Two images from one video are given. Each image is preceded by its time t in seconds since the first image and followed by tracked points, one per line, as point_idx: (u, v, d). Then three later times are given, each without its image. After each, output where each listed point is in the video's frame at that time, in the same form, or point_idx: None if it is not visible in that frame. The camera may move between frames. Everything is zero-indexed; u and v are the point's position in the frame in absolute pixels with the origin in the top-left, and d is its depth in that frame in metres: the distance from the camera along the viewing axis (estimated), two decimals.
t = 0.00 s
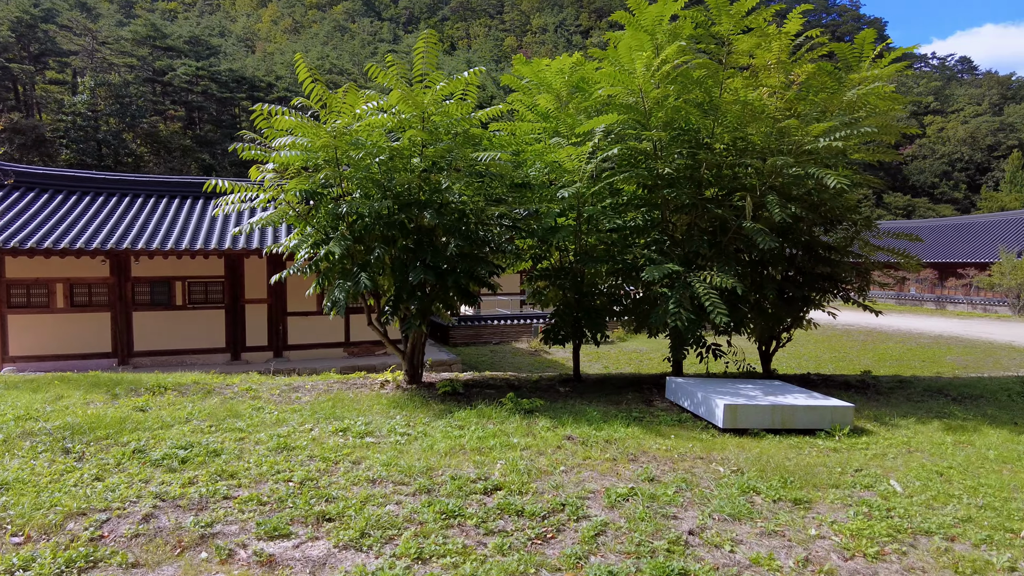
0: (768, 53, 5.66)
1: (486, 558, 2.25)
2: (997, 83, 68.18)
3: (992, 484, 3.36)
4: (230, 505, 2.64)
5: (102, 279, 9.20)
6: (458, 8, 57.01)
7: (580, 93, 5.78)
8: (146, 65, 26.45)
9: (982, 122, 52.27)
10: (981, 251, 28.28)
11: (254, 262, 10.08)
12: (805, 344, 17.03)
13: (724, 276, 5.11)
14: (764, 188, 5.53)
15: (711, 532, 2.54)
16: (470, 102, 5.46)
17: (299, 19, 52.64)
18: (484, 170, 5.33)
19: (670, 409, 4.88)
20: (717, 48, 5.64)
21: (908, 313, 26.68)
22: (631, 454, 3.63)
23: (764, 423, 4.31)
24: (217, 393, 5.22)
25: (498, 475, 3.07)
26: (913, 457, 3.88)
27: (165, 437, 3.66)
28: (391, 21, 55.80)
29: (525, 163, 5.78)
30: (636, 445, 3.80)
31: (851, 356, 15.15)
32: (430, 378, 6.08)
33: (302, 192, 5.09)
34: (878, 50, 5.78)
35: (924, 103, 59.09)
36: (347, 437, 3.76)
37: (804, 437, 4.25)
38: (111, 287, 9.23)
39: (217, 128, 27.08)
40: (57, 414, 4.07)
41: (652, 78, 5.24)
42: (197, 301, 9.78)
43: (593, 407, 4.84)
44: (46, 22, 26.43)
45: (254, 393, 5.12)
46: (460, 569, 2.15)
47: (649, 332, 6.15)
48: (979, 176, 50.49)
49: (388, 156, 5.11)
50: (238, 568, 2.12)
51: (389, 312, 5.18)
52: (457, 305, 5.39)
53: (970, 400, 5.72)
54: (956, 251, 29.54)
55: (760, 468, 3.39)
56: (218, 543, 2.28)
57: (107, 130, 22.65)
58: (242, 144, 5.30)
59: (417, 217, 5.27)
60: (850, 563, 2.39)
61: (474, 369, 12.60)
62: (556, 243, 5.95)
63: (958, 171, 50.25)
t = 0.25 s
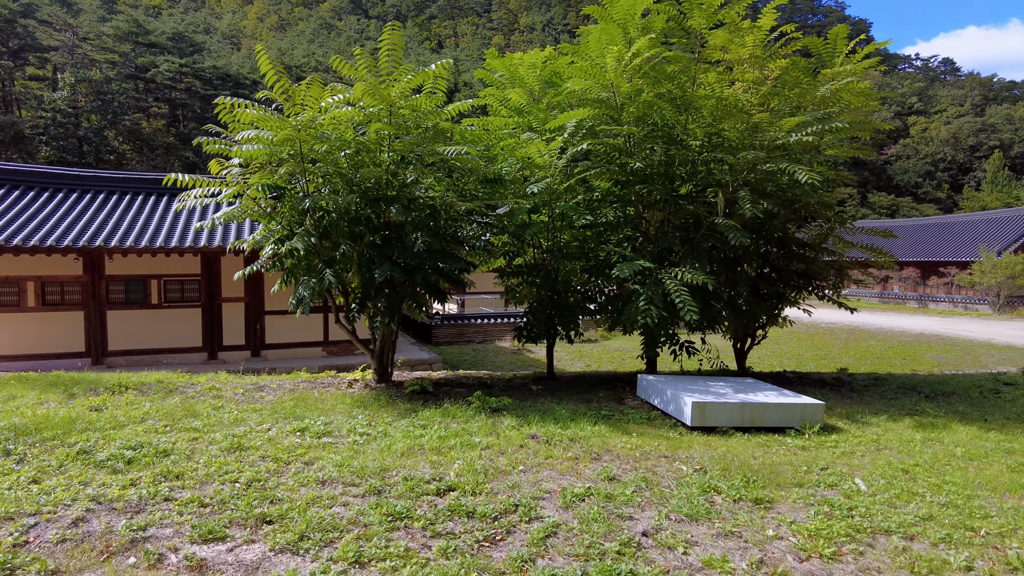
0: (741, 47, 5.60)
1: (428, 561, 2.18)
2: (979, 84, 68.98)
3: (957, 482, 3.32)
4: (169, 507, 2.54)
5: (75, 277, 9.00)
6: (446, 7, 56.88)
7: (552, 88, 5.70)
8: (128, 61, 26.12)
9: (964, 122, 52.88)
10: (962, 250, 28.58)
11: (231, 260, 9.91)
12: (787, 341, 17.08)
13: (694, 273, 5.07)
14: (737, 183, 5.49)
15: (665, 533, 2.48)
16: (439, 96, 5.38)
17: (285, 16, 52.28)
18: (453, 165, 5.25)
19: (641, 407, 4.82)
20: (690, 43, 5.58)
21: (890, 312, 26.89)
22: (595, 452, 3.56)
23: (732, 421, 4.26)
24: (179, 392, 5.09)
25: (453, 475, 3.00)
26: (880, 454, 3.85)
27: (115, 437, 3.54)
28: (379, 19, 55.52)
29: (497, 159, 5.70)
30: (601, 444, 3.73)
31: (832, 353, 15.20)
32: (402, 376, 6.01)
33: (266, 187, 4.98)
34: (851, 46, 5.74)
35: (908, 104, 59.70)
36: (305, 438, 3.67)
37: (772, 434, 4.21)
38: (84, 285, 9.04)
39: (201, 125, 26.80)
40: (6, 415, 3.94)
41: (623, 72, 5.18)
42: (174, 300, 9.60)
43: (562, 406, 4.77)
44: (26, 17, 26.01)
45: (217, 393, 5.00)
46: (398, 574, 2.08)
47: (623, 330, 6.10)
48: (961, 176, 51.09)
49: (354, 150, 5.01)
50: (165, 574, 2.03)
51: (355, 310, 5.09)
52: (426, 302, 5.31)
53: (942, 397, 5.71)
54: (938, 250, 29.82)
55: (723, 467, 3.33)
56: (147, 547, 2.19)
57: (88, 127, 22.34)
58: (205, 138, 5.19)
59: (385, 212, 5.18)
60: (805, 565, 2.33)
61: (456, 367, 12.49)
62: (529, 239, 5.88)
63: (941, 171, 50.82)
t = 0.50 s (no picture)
0: (722, 44, 5.53)
1: (379, 573, 2.11)
2: (969, 84, 69.35)
3: (934, 486, 3.26)
4: (117, 515, 2.45)
5: (56, 276, 8.86)
6: (439, 5, 56.71)
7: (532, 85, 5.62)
8: (117, 59, 25.85)
9: (954, 121, 53.16)
10: (951, 248, 28.69)
11: (215, 258, 9.78)
12: (776, 340, 17.05)
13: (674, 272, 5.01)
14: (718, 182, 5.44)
15: (630, 542, 2.40)
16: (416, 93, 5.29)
17: (277, 14, 52.01)
18: (429, 163, 5.16)
19: (619, 408, 4.75)
20: (671, 39, 5.51)
21: (880, 310, 26.96)
22: (567, 456, 3.49)
23: (710, 423, 4.20)
24: (149, 393, 4.99)
25: (416, 482, 2.93)
26: (858, 457, 3.79)
27: (74, 441, 3.44)
28: (372, 16, 55.28)
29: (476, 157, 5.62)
30: (574, 447, 3.65)
31: (821, 352, 15.17)
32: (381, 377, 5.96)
33: (237, 184, 4.88)
34: (833, 43, 5.67)
35: (899, 103, 59.98)
36: (271, 442, 3.58)
37: (751, 436, 4.14)
38: (65, 285, 8.90)
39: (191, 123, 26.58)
40: None
41: (601, 69, 5.11)
42: (157, 299, 9.47)
43: (539, 408, 4.70)
44: (13, 14, 25.70)
45: (188, 395, 4.90)
46: None
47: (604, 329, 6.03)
48: (951, 175, 51.36)
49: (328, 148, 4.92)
50: None
51: (329, 310, 5.01)
52: (402, 302, 5.22)
53: (925, 397, 5.66)
54: (928, 248, 29.91)
55: (696, 471, 3.26)
56: (86, 559, 2.10)
57: (76, 125, 22.10)
58: (176, 134, 5.09)
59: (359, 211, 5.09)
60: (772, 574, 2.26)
61: (443, 368, 12.39)
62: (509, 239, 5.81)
63: (932, 170, 51.08)
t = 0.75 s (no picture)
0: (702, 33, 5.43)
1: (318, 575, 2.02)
2: (959, 80, 69.56)
3: (907, 482, 3.18)
4: (51, 516, 2.35)
5: (33, 270, 8.69)
6: None
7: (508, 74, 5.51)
8: (104, 51, 25.54)
9: (945, 117, 53.37)
10: (940, 244, 28.78)
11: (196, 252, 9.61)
12: (764, 335, 17.02)
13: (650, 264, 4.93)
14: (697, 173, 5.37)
15: (586, 541, 2.31)
16: (388, 81, 5.18)
17: (269, 7, 51.60)
18: (401, 152, 5.05)
19: (594, 403, 4.66)
20: (649, 27, 5.41)
21: (870, 305, 27.03)
22: (533, 452, 3.40)
23: (684, 418, 4.11)
24: (115, 388, 4.88)
25: (372, 480, 2.84)
26: (832, 452, 3.71)
27: (24, 438, 3.33)
28: (364, 10, 54.90)
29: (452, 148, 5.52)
30: (542, 443, 3.57)
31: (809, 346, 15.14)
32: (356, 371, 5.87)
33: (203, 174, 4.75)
34: (815, 32, 5.57)
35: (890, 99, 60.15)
36: (229, 439, 3.47)
37: (725, 431, 4.06)
38: (42, 279, 8.72)
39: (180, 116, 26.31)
40: None
41: (577, 57, 5.02)
42: (137, 294, 9.30)
43: (513, 403, 4.61)
44: None
45: (154, 390, 4.79)
46: None
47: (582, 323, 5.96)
48: (942, 171, 51.57)
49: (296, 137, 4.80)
50: None
51: (299, 304, 4.91)
52: (375, 295, 5.13)
53: (906, 391, 5.59)
54: (917, 243, 29.97)
55: (665, 467, 3.17)
56: (9, 562, 2.01)
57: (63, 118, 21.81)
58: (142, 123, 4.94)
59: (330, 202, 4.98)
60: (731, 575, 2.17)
61: (429, 363, 12.26)
62: (486, 231, 5.72)
63: (923, 165, 51.28)
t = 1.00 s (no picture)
0: (681, 26, 5.34)
1: None
2: (947, 77, 69.94)
3: (881, 485, 3.10)
4: None
5: (7, 267, 8.43)
6: None
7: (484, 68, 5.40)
8: (89, 45, 25.19)
9: (933, 115, 53.71)
10: (927, 240, 28.89)
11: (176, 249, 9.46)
12: (751, 331, 16.99)
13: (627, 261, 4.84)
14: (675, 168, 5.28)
15: (543, 551, 2.22)
16: (360, 73, 5.06)
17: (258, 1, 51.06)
18: (372, 146, 4.93)
19: (569, 402, 4.57)
20: (627, 20, 5.31)
21: (857, 301, 27.10)
22: (500, 454, 3.30)
23: (659, 418, 4.02)
24: (78, 388, 4.75)
25: (327, 486, 2.74)
26: (808, 453, 3.63)
27: None
28: (354, 5, 54.41)
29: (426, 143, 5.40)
30: (510, 445, 3.47)
31: (795, 343, 15.12)
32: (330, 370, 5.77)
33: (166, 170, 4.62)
34: (796, 25, 5.48)
35: (879, 96, 60.48)
36: (185, 442, 3.37)
37: (700, 431, 3.98)
38: (17, 276, 8.47)
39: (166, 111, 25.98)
40: None
41: (551, 50, 4.92)
42: (116, 291, 9.12)
43: (486, 403, 4.51)
44: None
45: (118, 390, 4.67)
46: None
47: (560, 321, 5.87)
48: (930, 168, 51.90)
49: (263, 130, 4.67)
50: None
51: (267, 302, 4.80)
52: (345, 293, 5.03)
53: (887, 389, 5.52)
54: (905, 240, 30.09)
55: (633, 470, 3.08)
56: None
57: (46, 113, 21.48)
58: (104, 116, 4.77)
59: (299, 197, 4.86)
60: None
61: (413, 360, 12.12)
62: (462, 227, 5.62)
63: (911, 162, 51.62)
